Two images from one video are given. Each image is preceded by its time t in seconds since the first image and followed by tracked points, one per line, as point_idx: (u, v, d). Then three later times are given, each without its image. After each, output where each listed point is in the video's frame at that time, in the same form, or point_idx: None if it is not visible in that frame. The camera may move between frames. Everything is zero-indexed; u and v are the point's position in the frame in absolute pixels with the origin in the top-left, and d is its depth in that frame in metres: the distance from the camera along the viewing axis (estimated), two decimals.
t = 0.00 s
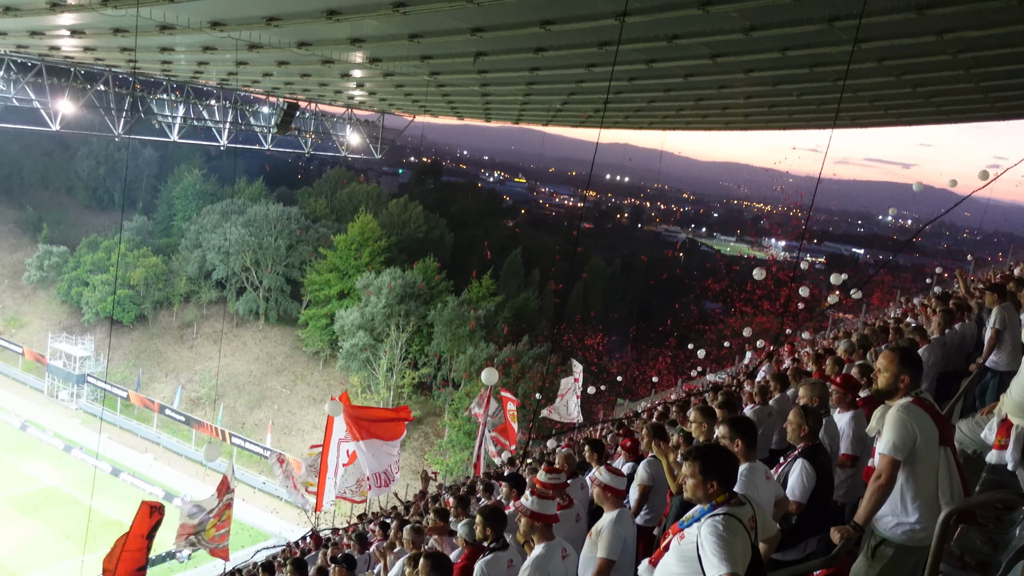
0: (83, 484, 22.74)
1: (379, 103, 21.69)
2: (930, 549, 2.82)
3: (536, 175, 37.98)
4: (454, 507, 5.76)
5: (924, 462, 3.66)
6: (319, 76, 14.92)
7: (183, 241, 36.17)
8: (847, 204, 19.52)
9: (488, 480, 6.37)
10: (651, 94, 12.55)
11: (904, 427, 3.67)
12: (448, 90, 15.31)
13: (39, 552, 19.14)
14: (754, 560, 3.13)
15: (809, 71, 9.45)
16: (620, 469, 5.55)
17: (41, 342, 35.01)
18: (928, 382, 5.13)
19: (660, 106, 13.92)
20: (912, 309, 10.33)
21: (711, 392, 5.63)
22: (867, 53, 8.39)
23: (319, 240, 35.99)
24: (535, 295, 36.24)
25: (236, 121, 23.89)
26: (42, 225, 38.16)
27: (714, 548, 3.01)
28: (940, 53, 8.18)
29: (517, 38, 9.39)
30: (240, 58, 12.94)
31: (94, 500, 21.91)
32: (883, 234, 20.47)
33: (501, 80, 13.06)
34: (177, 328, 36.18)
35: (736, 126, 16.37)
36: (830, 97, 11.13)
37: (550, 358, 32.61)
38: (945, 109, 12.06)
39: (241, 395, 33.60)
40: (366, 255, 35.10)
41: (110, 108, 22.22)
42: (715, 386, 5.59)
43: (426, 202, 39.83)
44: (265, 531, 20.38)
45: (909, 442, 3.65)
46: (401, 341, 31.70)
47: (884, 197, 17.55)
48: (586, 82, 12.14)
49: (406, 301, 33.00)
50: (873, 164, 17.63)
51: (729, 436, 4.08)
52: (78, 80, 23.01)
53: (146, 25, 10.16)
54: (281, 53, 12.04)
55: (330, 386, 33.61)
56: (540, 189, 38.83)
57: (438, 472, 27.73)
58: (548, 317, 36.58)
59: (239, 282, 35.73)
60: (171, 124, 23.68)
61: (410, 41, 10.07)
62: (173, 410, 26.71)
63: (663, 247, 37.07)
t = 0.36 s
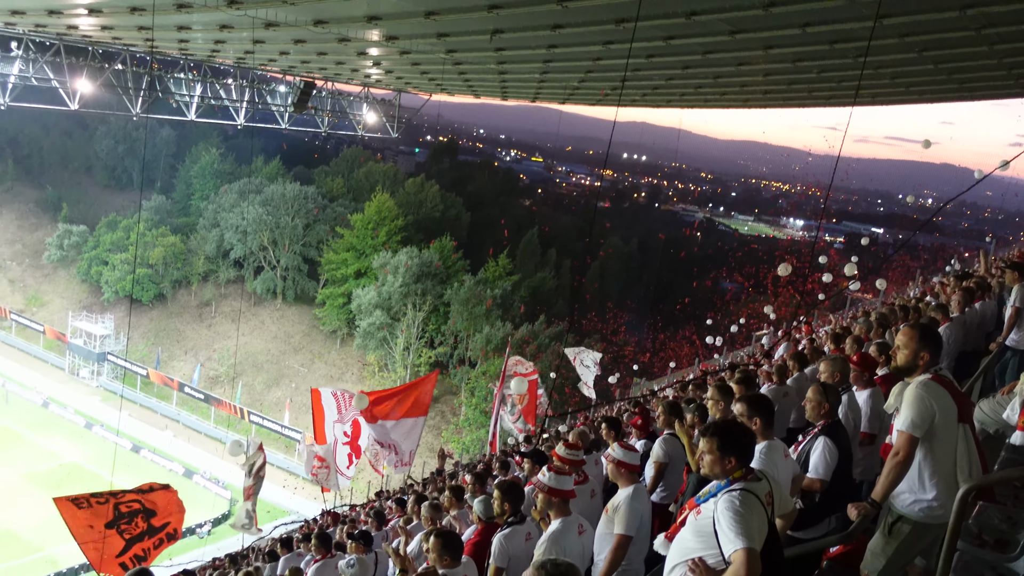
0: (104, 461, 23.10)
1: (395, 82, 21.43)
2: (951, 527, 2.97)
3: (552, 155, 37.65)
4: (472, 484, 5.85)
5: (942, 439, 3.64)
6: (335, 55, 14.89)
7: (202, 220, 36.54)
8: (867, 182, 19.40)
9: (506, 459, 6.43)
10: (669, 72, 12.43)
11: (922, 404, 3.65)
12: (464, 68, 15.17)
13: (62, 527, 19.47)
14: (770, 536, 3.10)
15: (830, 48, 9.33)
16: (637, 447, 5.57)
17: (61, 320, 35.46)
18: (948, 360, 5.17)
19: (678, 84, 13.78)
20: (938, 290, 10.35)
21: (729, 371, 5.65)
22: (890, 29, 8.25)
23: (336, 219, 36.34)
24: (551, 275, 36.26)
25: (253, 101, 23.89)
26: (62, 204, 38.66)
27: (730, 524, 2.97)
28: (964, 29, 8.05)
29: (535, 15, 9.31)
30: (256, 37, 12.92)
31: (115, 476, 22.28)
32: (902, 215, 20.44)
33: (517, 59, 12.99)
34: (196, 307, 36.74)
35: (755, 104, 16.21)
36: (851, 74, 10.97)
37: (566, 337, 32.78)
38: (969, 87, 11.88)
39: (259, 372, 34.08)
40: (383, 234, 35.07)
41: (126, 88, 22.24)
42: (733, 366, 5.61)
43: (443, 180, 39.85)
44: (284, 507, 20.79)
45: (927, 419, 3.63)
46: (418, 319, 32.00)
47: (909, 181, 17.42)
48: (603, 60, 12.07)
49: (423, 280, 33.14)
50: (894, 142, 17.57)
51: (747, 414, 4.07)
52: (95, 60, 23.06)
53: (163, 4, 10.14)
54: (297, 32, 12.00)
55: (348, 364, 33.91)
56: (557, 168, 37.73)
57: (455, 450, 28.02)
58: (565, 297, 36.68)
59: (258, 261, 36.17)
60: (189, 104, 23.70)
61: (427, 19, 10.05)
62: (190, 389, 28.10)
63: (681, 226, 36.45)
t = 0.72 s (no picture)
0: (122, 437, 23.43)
1: (410, 58, 21.24)
2: (964, 503, 3.02)
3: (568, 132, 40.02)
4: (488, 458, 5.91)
5: (958, 412, 3.63)
6: (350, 30, 14.86)
7: (217, 197, 36.79)
8: (886, 159, 19.37)
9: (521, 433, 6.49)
10: (684, 47, 12.36)
11: (939, 377, 3.63)
12: (479, 44, 15.05)
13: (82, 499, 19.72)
14: (784, 510, 3.09)
15: (847, 21, 9.26)
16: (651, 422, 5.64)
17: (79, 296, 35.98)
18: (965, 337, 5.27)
19: (694, 59, 13.67)
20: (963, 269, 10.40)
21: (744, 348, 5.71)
22: (910, 3, 8.16)
23: (351, 195, 36.22)
24: (565, 251, 36.34)
25: (267, 77, 23.86)
26: (79, 180, 38.96)
27: (745, 497, 2.97)
28: (983, 3, 7.94)
29: None
30: (270, 12, 12.87)
31: (134, 451, 22.63)
32: (920, 189, 20.43)
33: (531, 34, 12.93)
34: (212, 283, 37.16)
35: (771, 80, 16.08)
36: (869, 49, 10.84)
37: (580, 314, 33.00)
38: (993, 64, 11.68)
39: (275, 348, 34.47)
40: (397, 211, 35.19)
41: (140, 65, 22.18)
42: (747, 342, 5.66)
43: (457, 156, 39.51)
44: (301, 483, 21.45)
45: (944, 393, 3.61)
46: (433, 296, 32.29)
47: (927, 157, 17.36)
48: (619, 35, 11.97)
49: (437, 256, 33.33)
50: (911, 117, 17.57)
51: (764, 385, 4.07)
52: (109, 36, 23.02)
53: None
54: (312, 7, 11.97)
55: (363, 340, 34.21)
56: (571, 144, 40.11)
57: (470, 426, 28.39)
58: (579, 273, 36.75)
59: (272, 238, 36.41)
60: (203, 81, 23.66)
61: None
62: (208, 363, 28.14)
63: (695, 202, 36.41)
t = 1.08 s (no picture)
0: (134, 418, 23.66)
1: (419, 40, 21.18)
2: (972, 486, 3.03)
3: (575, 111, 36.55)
4: (496, 440, 5.96)
5: (968, 396, 3.62)
6: (359, 12, 14.80)
7: (228, 179, 37.07)
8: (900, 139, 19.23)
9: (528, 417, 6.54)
10: (696, 28, 12.27)
11: (949, 361, 3.61)
12: (488, 25, 14.95)
13: (94, 479, 19.91)
14: (793, 493, 3.09)
15: (863, 2, 9.15)
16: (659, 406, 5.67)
17: (90, 279, 36.25)
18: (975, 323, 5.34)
19: (706, 40, 13.57)
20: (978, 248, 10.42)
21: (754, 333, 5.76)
22: None
23: (360, 178, 36.33)
24: (574, 234, 36.30)
25: (277, 59, 23.84)
26: (91, 163, 39.21)
27: (753, 480, 2.97)
28: None
29: None
30: None
31: (146, 432, 22.85)
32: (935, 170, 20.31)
33: (541, 15, 12.85)
34: (222, 266, 37.38)
35: (781, 61, 16.03)
36: (882, 29, 10.72)
37: (589, 297, 33.04)
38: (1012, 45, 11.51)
39: (285, 330, 34.41)
40: (406, 193, 35.36)
41: (149, 47, 22.14)
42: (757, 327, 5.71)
43: (466, 139, 39.36)
44: (311, 464, 21.65)
45: (953, 377, 3.60)
46: (443, 279, 32.38)
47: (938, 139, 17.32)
48: (629, 16, 11.88)
49: (446, 240, 33.36)
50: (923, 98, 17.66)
51: (771, 369, 4.08)
52: (119, 19, 23.02)
53: None
54: None
55: (373, 323, 34.41)
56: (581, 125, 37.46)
57: (479, 408, 28.53)
58: (588, 256, 36.80)
59: (282, 221, 36.54)
60: (212, 64, 23.65)
61: None
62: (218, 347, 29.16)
63: (706, 184, 36.24)
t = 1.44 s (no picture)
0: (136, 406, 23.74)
1: (421, 26, 21.07)
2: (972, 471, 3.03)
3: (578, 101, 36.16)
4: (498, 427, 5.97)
5: (968, 382, 3.63)
6: None
7: (228, 166, 37.13)
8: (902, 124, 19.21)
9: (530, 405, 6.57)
10: (698, 12, 12.22)
11: (950, 348, 3.62)
12: (490, 11, 14.84)
13: (97, 466, 19.99)
14: (793, 478, 3.10)
15: None
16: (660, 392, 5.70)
17: (92, 266, 36.31)
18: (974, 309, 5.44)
19: (709, 24, 13.51)
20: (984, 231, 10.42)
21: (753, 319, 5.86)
22: None
23: (361, 164, 36.34)
24: (575, 221, 36.23)
25: (277, 45, 23.73)
26: (91, 150, 39.17)
27: (753, 466, 2.98)
28: None
29: None
30: None
31: (147, 419, 22.89)
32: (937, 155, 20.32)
33: None
34: (223, 254, 37.48)
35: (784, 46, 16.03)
36: (885, 13, 10.69)
37: (591, 284, 33.14)
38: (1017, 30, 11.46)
39: (287, 318, 34.51)
40: (407, 180, 35.32)
41: (149, 34, 21.99)
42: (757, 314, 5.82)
43: (467, 125, 39.31)
44: (313, 452, 21.81)
45: (953, 363, 3.60)
46: (444, 266, 32.47)
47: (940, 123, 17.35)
48: None
49: (447, 227, 33.37)
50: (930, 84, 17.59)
51: (771, 354, 4.09)
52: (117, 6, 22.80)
53: None
54: None
55: (374, 310, 34.48)
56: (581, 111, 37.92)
57: (481, 394, 28.71)
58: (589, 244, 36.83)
59: (283, 208, 36.60)
60: (212, 50, 23.53)
61: None
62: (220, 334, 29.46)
63: (706, 170, 36.29)
